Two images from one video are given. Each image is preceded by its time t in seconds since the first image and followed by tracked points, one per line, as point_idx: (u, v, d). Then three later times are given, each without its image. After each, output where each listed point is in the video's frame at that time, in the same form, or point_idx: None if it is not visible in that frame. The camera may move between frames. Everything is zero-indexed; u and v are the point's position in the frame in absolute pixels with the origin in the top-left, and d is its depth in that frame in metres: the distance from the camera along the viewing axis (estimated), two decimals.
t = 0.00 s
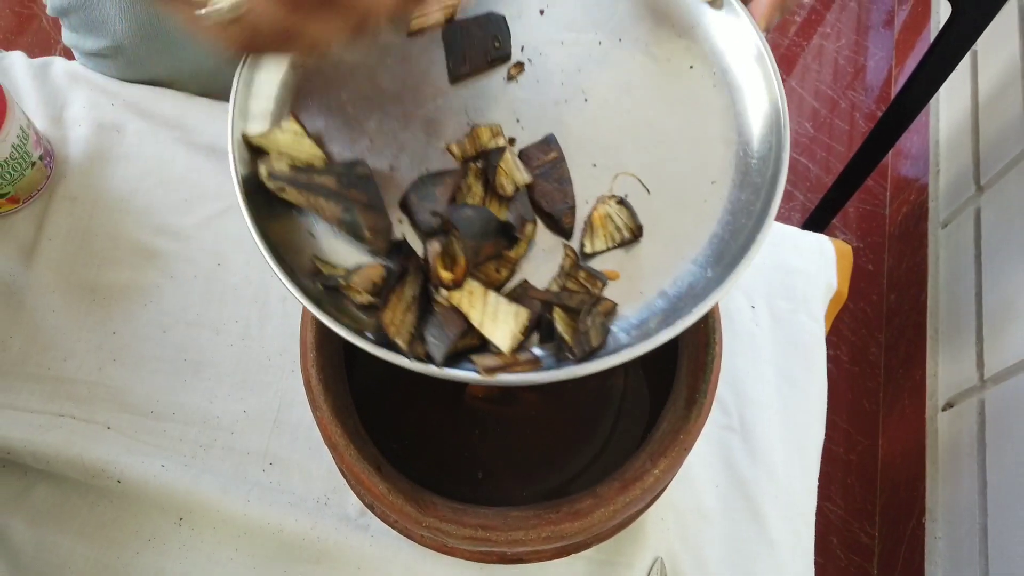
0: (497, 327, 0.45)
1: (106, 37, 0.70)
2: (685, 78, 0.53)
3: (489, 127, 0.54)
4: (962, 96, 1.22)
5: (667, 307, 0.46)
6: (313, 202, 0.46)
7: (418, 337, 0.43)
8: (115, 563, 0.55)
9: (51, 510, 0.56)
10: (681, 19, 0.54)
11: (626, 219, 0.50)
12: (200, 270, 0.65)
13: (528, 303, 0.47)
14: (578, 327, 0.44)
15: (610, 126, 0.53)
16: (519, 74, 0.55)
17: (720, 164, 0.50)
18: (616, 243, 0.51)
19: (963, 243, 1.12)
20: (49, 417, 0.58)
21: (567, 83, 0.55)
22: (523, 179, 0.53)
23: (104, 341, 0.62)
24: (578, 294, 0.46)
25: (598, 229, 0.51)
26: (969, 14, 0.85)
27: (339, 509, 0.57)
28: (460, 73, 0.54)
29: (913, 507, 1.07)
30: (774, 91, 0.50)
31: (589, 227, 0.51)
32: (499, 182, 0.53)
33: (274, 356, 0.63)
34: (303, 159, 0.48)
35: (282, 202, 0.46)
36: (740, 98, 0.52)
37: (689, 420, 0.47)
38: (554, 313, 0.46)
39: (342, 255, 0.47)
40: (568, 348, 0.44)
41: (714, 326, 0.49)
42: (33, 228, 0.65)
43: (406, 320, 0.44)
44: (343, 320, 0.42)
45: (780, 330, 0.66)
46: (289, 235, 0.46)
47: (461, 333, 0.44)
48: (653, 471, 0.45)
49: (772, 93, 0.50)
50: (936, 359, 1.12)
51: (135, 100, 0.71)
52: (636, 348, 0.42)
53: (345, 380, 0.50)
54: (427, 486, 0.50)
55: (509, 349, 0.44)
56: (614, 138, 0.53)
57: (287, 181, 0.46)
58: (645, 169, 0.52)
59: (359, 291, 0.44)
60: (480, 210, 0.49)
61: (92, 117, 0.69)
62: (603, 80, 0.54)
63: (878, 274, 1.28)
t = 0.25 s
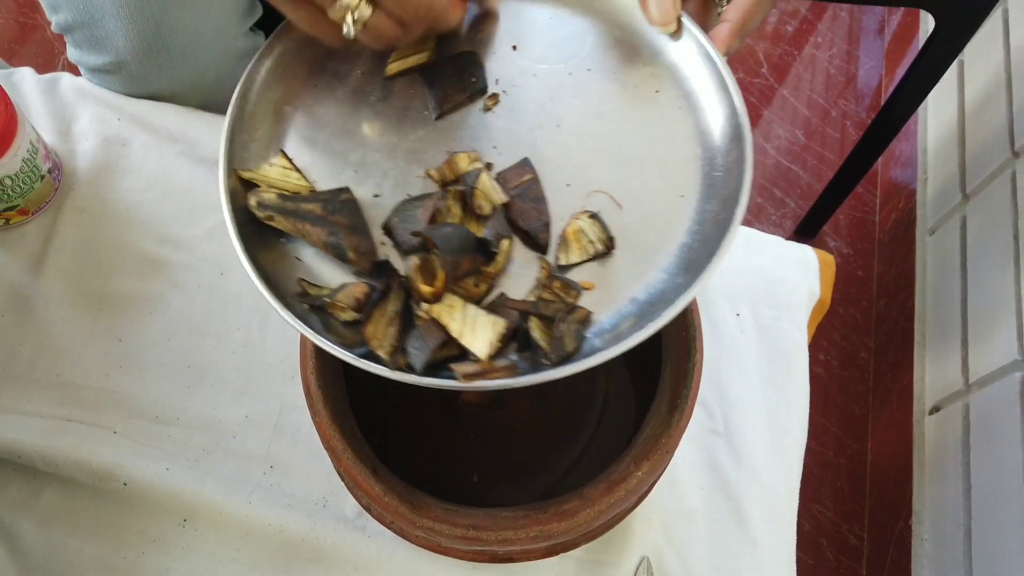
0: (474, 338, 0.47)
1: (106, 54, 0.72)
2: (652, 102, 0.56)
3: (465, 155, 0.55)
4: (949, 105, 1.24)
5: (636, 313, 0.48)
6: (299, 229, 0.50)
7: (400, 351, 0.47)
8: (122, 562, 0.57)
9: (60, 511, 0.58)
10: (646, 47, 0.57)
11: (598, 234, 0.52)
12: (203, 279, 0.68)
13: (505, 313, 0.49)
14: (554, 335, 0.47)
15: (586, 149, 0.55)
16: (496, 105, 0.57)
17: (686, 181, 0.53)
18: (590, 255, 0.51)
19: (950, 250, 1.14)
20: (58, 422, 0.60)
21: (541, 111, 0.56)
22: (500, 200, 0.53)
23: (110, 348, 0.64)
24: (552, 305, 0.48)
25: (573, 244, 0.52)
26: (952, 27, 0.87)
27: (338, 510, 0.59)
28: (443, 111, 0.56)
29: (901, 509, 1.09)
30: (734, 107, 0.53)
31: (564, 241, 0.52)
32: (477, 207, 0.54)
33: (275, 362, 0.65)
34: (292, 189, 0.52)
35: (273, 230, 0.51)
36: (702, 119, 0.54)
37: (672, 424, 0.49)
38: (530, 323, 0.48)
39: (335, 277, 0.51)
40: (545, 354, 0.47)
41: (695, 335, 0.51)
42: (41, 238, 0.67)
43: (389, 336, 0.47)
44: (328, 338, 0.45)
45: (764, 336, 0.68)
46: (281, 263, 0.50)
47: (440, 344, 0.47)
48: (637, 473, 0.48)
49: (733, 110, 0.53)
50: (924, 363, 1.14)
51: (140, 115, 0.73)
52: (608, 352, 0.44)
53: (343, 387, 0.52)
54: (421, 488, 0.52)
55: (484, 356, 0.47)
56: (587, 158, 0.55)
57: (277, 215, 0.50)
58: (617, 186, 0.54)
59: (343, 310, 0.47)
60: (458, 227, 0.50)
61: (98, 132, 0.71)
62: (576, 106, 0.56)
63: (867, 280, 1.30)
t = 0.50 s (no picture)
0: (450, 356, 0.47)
1: (114, 65, 0.74)
2: (632, 123, 0.57)
3: (445, 170, 0.54)
4: (943, 111, 1.25)
5: (609, 332, 0.50)
6: (285, 239, 0.51)
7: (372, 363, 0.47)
8: (127, 566, 0.58)
9: (66, 515, 0.59)
10: (628, 68, 0.58)
11: (573, 253, 0.53)
12: (205, 286, 0.69)
13: (480, 330, 0.50)
14: (526, 353, 0.47)
15: (565, 168, 0.57)
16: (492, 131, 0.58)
17: (661, 203, 0.54)
18: (565, 275, 0.53)
19: (944, 255, 1.15)
20: (63, 428, 0.61)
21: (523, 128, 0.58)
22: (482, 221, 0.54)
23: (114, 355, 0.65)
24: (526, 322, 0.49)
25: (549, 262, 0.53)
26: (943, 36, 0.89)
27: (339, 514, 0.60)
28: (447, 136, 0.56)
29: (896, 511, 1.10)
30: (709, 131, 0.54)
31: (540, 260, 0.53)
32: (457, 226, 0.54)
33: (277, 367, 0.66)
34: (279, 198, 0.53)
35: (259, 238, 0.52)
36: (678, 140, 0.56)
37: (666, 429, 0.50)
38: (503, 341, 0.49)
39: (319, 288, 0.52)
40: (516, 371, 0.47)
41: (688, 342, 0.53)
42: (45, 246, 0.68)
43: (363, 347, 0.47)
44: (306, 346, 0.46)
45: (757, 342, 0.70)
46: (266, 271, 0.51)
47: (415, 361, 0.46)
48: (632, 477, 0.49)
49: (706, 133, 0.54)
50: (918, 367, 1.15)
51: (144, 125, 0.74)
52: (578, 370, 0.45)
53: (343, 393, 0.53)
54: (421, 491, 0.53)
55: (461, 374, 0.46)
56: (569, 178, 0.56)
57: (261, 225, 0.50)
58: (597, 207, 0.55)
59: (323, 319, 0.48)
60: (439, 252, 0.50)
61: (102, 141, 0.73)
62: (558, 126, 0.58)
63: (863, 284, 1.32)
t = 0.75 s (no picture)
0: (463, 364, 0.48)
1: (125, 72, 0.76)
2: (639, 132, 0.58)
3: (462, 196, 0.56)
4: (944, 115, 1.26)
5: (615, 337, 0.51)
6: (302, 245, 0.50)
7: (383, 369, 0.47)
8: (137, 565, 0.59)
9: (77, 515, 0.60)
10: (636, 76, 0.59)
11: (581, 260, 0.55)
12: (214, 289, 0.70)
13: (489, 337, 0.51)
14: (535, 358, 0.48)
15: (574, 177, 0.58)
16: (503, 143, 0.59)
17: (666, 211, 0.55)
18: (572, 280, 0.55)
19: (945, 258, 1.16)
20: (75, 429, 0.61)
21: (532, 137, 0.59)
22: (496, 247, 0.56)
23: (124, 356, 0.66)
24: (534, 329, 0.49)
25: (557, 268, 0.55)
26: (946, 40, 0.89)
27: (346, 514, 0.61)
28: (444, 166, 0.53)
29: (897, 513, 1.10)
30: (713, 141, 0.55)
31: (549, 265, 0.55)
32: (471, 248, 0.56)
33: (286, 368, 0.67)
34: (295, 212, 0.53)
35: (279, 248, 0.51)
36: (684, 150, 0.56)
37: (671, 431, 0.51)
38: (513, 348, 0.49)
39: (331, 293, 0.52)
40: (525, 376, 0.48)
41: (693, 345, 0.53)
42: (56, 249, 0.69)
43: (367, 356, 0.48)
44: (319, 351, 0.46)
45: (760, 345, 0.70)
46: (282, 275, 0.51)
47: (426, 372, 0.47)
48: (638, 478, 0.49)
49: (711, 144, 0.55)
50: (920, 370, 1.15)
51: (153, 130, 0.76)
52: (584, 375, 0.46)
53: (352, 394, 0.54)
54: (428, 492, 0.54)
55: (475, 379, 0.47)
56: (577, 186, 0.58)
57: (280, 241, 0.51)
58: (603, 214, 0.57)
59: (337, 325, 0.48)
60: (450, 274, 0.51)
61: (112, 146, 0.74)
62: (566, 135, 0.59)
63: (864, 288, 1.33)
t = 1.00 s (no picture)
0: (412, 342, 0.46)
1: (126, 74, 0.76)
2: (612, 125, 0.57)
3: (428, 181, 0.54)
4: (944, 116, 1.26)
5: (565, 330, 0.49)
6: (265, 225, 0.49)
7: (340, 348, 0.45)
8: (137, 565, 0.59)
9: (77, 515, 0.60)
10: (613, 70, 0.58)
11: (540, 251, 0.53)
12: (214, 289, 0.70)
13: (440, 320, 0.49)
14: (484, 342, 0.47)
15: (547, 167, 0.56)
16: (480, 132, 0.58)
17: (632, 204, 0.54)
18: (530, 270, 0.53)
19: (945, 259, 1.16)
20: (75, 429, 0.62)
21: (508, 127, 0.57)
22: (458, 233, 0.54)
23: (123, 357, 0.66)
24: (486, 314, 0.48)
25: (515, 258, 0.53)
26: (946, 42, 0.89)
27: (345, 514, 0.61)
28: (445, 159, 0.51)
29: (897, 514, 1.10)
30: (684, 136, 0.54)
31: (507, 255, 0.53)
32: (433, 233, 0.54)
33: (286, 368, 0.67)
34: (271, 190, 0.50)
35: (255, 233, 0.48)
36: (653, 144, 0.55)
37: (669, 431, 0.51)
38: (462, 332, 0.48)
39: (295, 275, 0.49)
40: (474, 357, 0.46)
41: (691, 345, 0.53)
42: (56, 250, 0.69)
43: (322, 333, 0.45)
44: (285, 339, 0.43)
45: (759, 345, 0.70)
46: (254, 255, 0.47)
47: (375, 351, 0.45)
48: (636, 478, 0.49)
49: (682, 136, 0.54)
50: (920, 371, 1.15)
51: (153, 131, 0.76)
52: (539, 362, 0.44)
53: (352, 394, 0.54)
54: (427, 492, 0.54)
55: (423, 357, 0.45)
56: (546, 176, 0.56)
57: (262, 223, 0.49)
58: (568, 205, 0.55)
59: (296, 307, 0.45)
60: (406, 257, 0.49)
61: (113, 147, 0.74)
62: (540, 125, 0.57)
63: (864, 289, 1.33)
